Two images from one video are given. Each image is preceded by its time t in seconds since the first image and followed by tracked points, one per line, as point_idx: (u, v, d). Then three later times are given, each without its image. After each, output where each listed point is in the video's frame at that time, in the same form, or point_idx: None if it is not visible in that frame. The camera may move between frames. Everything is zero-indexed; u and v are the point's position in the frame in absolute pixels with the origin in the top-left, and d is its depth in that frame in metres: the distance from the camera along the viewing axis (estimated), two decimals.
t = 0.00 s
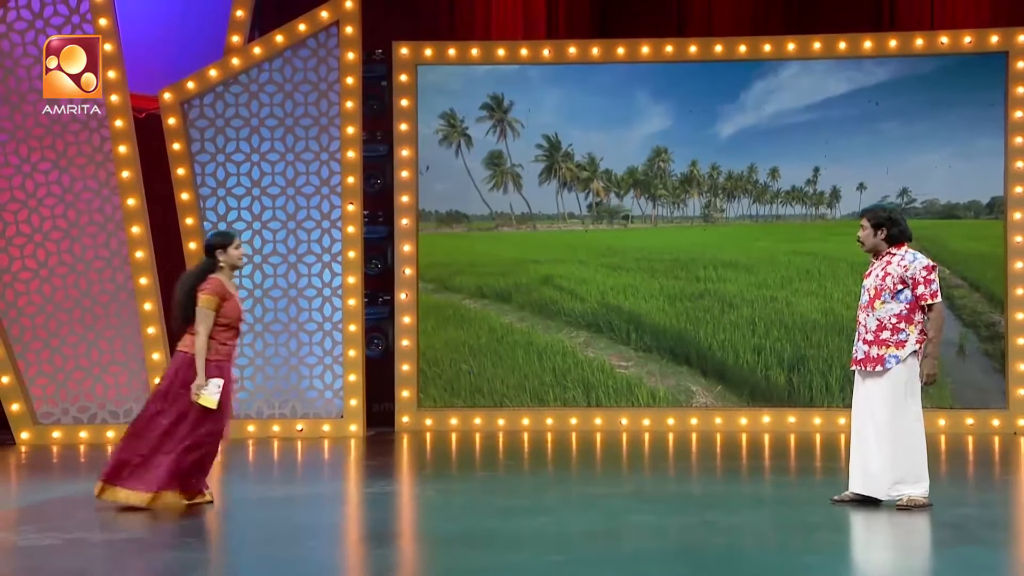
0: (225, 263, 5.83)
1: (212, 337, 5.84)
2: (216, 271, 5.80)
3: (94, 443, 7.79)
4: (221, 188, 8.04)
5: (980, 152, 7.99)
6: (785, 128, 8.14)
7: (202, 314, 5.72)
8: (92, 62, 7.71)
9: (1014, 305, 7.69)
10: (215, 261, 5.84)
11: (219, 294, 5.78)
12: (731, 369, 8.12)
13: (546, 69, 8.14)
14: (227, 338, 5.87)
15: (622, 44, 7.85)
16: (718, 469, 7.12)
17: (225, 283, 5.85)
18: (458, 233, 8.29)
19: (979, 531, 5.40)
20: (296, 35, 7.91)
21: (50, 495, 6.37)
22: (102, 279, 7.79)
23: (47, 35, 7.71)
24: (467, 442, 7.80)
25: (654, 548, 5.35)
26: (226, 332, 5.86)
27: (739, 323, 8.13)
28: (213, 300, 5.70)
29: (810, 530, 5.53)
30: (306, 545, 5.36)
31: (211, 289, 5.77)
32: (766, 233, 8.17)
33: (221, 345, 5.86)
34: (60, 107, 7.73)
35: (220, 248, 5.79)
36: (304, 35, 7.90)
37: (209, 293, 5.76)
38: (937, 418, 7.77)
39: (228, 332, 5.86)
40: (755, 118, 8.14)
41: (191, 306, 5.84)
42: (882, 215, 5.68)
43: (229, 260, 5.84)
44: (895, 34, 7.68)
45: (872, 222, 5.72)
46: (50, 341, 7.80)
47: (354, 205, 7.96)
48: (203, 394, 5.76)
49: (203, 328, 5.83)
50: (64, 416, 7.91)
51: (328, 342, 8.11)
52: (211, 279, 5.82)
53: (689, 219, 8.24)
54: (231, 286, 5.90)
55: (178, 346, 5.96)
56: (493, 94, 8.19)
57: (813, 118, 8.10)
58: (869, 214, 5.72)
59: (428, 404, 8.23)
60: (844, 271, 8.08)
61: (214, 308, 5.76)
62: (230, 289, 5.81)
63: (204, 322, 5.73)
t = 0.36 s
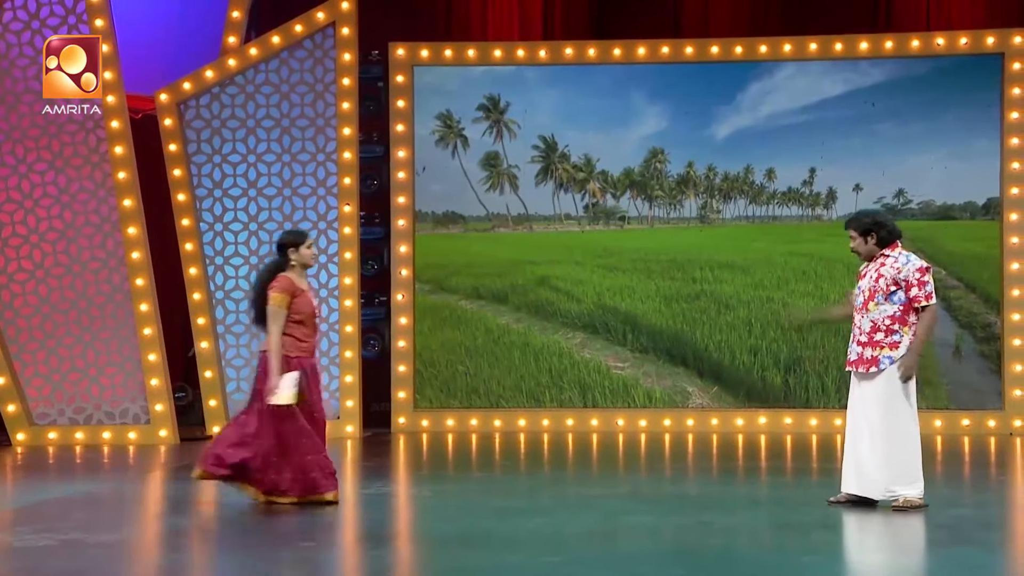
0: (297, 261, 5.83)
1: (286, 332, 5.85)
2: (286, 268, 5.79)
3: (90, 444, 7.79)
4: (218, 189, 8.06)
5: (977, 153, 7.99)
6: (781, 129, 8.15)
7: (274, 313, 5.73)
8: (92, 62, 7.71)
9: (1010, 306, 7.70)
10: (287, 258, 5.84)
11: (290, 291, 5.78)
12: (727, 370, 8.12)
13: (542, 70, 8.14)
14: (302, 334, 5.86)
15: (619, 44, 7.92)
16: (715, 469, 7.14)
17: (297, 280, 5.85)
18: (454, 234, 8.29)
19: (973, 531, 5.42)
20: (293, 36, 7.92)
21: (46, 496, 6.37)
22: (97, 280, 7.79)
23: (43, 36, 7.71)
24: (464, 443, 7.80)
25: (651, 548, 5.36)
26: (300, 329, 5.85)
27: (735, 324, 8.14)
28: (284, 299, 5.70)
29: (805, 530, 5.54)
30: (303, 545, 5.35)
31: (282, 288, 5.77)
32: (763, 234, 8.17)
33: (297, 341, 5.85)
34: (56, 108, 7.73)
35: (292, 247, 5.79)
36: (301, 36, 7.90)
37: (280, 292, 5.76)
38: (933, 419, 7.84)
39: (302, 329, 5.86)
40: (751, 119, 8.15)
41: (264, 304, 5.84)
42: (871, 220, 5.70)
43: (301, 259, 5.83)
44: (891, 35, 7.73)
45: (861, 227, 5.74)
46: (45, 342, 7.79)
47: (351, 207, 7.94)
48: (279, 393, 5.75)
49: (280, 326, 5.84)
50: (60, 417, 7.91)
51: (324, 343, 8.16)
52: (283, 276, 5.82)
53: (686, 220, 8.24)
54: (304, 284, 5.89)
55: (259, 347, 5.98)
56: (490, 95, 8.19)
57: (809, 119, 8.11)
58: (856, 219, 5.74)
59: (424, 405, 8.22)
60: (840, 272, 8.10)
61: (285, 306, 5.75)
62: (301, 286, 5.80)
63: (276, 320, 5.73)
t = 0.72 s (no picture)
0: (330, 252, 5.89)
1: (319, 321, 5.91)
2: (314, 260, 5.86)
3: (45, 444, 7.73)
4: (174, 188, 8.02)
5: (932, 153, 8.05)
6: (738, 129, 8.17)
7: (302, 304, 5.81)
8: (92, 62, 7.77)
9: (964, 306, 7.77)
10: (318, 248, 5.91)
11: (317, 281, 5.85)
12: (685, 369, 8.15)
13: (500, 69, 8.14)
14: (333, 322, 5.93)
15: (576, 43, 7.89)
16: (673, 467, 7.17)
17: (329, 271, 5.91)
18: (413, 234, 8.27)
19: (924, 528, 5.47)
20: (250, 34, 7.90)
21: None
22: (51, 280, 7.74)
23: None
24: (422, 442, 7.80)
25: (608, 548, 5.36)
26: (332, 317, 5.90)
27: (693, 323, 8.17)
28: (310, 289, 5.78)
29: (761, 529, 5.55)
30: (256, 545, 5.33)
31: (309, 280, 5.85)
32: (720, 233, 8.21)
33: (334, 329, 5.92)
34: (10, 106, 7.69)
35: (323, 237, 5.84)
36: (258, 34, 7.89)
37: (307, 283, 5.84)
38: (888, 418, 7.90)
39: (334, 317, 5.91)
40: (709, 119, 8.17)
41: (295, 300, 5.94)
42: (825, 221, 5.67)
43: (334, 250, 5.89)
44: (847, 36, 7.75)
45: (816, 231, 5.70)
46: None
47: (308, 206, 7.94)
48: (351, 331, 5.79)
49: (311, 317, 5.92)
50: (14, 418, 7.85)
51: (281, 343, 8.07)
52: (312, 267, 5.90)
53: (644, 220, 8.26)
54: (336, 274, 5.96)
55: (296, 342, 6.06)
56: (448, 95, 8.19)
57: (766, 120, 8.15)
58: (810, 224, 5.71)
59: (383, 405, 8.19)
60: (799, 271, 8.11)
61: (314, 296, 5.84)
62: (329, 277, 5.86)
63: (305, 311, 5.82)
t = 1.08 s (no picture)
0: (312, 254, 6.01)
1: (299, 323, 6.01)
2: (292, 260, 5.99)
3: None
4: (124, 185, 7.81)
5: (896, 152, 7.96)
6: (700, 126, 8.05)
7: (280, 302, 5.94)
8: (92, 62, 7.69)
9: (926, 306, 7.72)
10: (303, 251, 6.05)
11: (295, 282, 5.98)
12: (645, 370, 8.04)
13: (458, 65, 8.01)
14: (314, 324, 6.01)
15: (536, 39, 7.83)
16: (633, 470, 7.05)
17: (310, 274, 6.03)
18: (369, 233, 8.13)
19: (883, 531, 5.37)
20: (202, 28, 7.75)
21: None
22: None
23: None
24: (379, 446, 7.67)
25: (566, 553, 5.20)
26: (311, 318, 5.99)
27: (654, 323, 8.06)
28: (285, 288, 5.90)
29: (719, 533, 5.43)
30: (208, 552, 5.20)
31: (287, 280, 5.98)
32: (682, 232, 8.10)
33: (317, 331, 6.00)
34: None
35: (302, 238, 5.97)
36: (210, 28, 7.74)
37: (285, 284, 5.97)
38: (850, 420, 7.85)
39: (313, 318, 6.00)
40: (670, 116, 8.05)
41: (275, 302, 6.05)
42: (794, 229, 5.49)
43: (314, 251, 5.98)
44: (807, 33, 7.76)
45: (786, 241, 5.48)
46: None
47: (263, 203, 7.80)
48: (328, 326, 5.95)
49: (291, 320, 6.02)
50: None
51: (234, 344, 7.91)
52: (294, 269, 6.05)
53: (604, 218, 8.13)
54: (320, 277, 6.04)
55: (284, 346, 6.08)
56: (406, 90, 8.04)
57: (727, 117, 8.04)
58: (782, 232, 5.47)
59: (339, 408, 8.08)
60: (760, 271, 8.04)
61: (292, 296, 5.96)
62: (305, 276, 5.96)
63: (282, 309, 5.95)
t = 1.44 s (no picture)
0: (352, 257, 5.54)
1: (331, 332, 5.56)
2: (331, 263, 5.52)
3: None
4: (99, 179, 7.40)
5: (912, 144, 7.58)
6: (706, 117, 7.66)
7: (315, 311, 5.45)
8: (93, 61, 7.30)
9: (944, 308, 7.33)
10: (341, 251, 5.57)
11: (332, 288, 5.51)
12: (649, 373, 7.64)
13: (451, 53, 7.59)
14: (347, 333, 5.57)
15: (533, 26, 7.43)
16: (635, 479, 6.64)
17: (345, 278, 5.56)
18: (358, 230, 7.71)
19: (906, 547, 4.99)
20: (181, 13, 7.36)
21: None
22: None
23: None
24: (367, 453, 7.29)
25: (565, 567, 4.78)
26: (346, 327, 5.55)
27: (658, 325, 7.65)
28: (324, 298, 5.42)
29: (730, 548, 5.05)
30: (190, 566, 4.83)
31: (323, 285, 5.50)
32: (687, 229, 7.71)
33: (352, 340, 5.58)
34: None
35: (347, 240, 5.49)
36: (189, 13, 7.35)
37: (321, 289, 5.50)
38: (865, 426, 7.43)
39: (348, 327, 5.56)
40: (674, 106, 7.66)
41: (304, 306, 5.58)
42: (805, 230, 5.21)
43: (355, 253, 5.53)
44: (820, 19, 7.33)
45: (799, 243, 5.18)
46: None
47: (246, 198, 7.40)
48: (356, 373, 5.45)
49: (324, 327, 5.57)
50: None
51: (216, 347, 7.51)
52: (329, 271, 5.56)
53: (605, 214, 7.74)
54: (354, 280, 5.59)
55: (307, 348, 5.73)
56: (396, 79, 7.63)
57: (734, 108, 7.65)
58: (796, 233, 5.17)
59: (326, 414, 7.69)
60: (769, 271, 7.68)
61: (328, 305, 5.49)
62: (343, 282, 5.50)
63: (318, 320, 5.45)
